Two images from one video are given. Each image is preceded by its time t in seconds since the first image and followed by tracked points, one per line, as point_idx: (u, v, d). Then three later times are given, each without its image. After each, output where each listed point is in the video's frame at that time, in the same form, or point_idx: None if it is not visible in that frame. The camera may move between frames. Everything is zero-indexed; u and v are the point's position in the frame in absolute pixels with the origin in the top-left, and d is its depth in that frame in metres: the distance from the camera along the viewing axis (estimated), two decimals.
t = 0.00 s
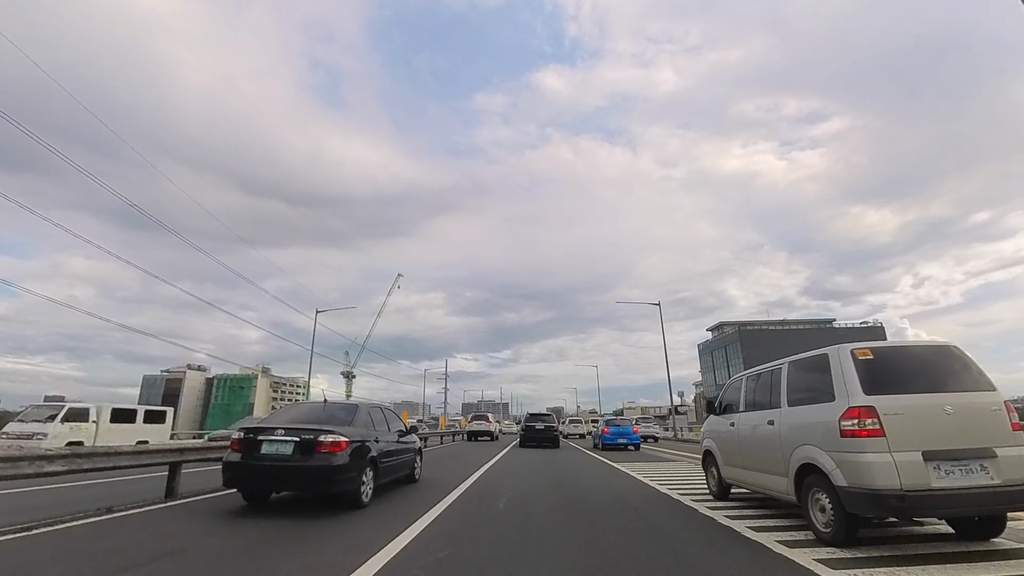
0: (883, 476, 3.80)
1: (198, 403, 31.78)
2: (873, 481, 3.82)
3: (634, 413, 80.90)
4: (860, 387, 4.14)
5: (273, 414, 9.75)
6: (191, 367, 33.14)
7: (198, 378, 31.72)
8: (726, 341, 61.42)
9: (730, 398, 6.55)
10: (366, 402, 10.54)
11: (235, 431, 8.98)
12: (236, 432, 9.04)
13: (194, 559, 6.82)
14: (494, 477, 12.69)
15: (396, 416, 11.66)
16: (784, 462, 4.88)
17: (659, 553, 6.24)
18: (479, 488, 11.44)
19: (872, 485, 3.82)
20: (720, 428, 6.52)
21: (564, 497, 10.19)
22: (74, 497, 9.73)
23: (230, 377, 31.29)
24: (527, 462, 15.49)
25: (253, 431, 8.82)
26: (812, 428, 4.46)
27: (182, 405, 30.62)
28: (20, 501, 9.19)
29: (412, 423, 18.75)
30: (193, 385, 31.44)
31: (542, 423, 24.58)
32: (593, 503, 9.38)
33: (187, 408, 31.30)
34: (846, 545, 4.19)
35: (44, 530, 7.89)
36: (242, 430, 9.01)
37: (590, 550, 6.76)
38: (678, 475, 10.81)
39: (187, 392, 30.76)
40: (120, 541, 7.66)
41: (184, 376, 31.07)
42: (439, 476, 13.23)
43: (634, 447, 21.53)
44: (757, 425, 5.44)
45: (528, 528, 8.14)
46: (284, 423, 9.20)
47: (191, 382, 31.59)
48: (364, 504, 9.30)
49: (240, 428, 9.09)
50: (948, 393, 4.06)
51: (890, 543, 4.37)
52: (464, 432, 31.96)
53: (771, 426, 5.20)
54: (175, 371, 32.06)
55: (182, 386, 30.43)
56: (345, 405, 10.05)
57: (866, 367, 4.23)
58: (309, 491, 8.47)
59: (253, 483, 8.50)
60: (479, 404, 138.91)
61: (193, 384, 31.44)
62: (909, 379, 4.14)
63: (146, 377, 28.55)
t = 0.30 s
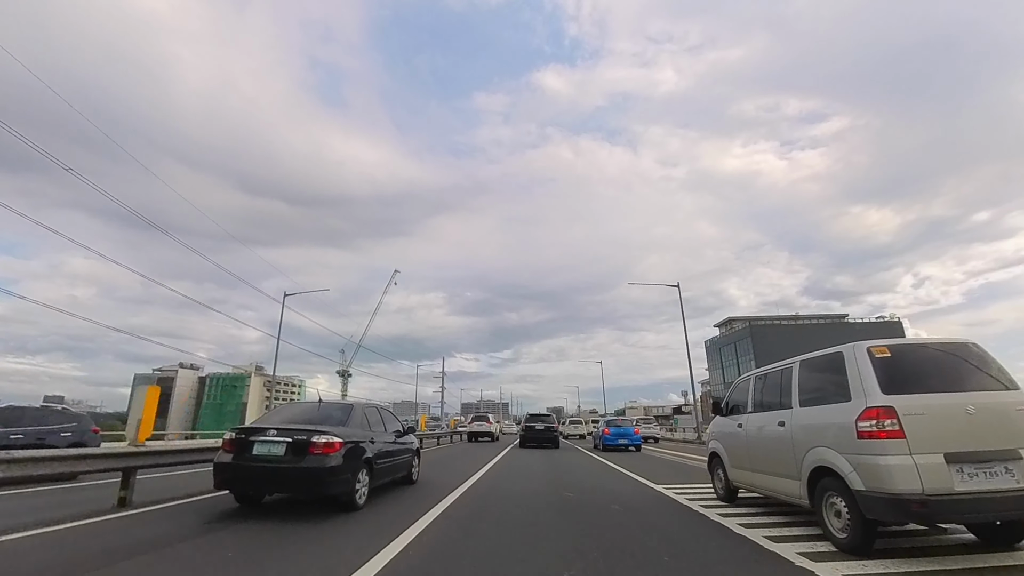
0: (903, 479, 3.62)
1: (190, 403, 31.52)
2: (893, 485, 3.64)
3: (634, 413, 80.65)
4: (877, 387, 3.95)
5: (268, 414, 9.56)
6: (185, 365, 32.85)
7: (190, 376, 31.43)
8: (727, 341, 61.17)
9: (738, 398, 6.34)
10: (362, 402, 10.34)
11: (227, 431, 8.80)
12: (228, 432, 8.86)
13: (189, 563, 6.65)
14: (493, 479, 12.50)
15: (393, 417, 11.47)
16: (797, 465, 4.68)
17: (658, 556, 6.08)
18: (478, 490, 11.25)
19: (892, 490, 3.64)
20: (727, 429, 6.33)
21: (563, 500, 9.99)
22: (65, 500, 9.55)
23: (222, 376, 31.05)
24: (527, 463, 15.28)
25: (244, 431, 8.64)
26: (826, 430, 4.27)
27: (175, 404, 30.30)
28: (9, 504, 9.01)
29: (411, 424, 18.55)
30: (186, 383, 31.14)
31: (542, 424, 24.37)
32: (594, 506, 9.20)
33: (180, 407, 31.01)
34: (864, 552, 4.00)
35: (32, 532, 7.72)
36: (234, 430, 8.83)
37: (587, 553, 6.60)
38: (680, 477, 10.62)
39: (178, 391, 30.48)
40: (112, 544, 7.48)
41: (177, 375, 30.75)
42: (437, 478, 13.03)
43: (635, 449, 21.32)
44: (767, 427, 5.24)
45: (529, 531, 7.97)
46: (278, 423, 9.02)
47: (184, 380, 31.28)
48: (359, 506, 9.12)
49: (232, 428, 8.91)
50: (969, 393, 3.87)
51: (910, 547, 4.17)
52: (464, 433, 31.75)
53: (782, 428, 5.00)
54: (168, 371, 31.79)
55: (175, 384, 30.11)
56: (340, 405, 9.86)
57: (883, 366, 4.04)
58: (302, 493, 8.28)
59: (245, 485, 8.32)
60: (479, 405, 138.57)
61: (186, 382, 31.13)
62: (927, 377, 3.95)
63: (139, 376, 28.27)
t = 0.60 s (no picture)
0: (933, 484, 3.38)
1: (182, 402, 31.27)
2: (922, 490, 3.40)
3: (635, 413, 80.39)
4: (902, 385, 3.70)
5: (261, 415, 9.30)
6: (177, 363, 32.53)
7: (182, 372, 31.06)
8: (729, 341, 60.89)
9: (748, 398, 6.08)
10: (358, 402, 10.08)
11: (218, 431, 8.56)
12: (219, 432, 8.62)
13: (178, 567, 6.40)
14: (492, 481, 12.24)
15: (390, 418, 11.22)
16: (813, 469, 4.43)
17: (663, 558, 5.84)
18: (476, 493, 10.99)
19: (921, 495, 3.40)
20: (736, 431, 6.07)
21: (564, 502, 9.75)
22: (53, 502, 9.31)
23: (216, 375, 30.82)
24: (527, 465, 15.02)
25: (236, 431, 8.40)
26: (846, 431, 4.02)
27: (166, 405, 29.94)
28: None
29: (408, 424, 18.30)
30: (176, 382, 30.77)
31: (542, 424, 24.11)
32: (595, 509, 8.95)
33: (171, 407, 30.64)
34: (889, 561, 3.75)
35: (18, 535, 7.49)
36: (225, 430, 8.59)
37: (589, 556, 6.36)
38: (683, 479, 10.38)
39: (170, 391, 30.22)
40: (100, 547, 7.24)
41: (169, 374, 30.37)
42: (436, 480, 12.78)
43: (637, 449, 21.05)
44: (780, 429, 4.98)
45: (528, 534, 7.72)
46: (271, 423, 8.77)
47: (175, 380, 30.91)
48: (354, 509, 8.87)
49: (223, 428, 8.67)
50: (998, 390, 3.62)
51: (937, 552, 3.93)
52: (463, 433, 31.49)
53: (796, 429, 4.74)
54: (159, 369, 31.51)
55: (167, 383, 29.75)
56: (335, 405, 9.61)
57: (907, 363, 3.79)
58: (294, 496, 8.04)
59: (236, 486, 8.07)
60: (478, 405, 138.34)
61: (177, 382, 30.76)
62: (954, 374, 3.70)
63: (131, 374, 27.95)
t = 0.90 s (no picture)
0: (975, 492, 3.09)
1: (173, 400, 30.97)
2: (962, 498, 3.11)
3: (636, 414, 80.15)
4: (939, 383, 3.41)
5: (254, 415, 9.01)
6: (171, 362, 32.21)
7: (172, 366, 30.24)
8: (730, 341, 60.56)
9: (761, 398, 5.79)
10: (355, 403, 9.78)
11: (209, 433, 8.26)
12: (209, 434, 8.32)
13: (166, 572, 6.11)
14: (492, 483, 11.94)
15: (388, 418, 10.92)
16: (836, 473, 4.13)
17: (671, 562, 5.55)
18: (475, 495, 10.70)
19: (961, 504, 3.11)
20: (748, 432, 5.77)
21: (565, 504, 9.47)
22: (40, 505, 9.03)
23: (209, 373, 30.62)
24: (527, 466, 14.73)
25: (227, 433, 8.10)
26: (875, 433, 3.72)
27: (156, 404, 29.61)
28: None
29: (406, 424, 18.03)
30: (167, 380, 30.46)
31: (542, 425, 23.81)
32: (598, 511, 8.65)
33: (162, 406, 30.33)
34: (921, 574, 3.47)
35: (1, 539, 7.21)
36: (216, 432, 8.29)
37: (593, 560, 6.07)
38: (688, 481, 10.09)
39: (161, 388, 29.95)
40: (83, 551, 6.93)
41: (159, 373, 30.00)
42: (435, 481, 12.50)
43: (639, 451, 20.73)
44: (797, 430, 4.69)
45: (529, 537, 7.43)
46: (264, 424, 8.47)
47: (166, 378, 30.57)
48: (350, 512, 8.57)
49: (214, 430, 8.37)
50: None
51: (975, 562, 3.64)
52: (463, 433, 31.22)
53: (816, 431, 4.45)
54: (151, 366, 31.14)
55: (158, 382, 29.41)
56: (331, 405, 9.31)
57: (944, 359, 3.49)
58: (287, 500, 7.74)
59: (227, 490, 7.77)
60: (479, 405, 138.19)
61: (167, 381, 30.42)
62: (995, 372, 3.40)
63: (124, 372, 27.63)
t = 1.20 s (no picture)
0: None
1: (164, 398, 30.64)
2: (1014, 505, 2.80)
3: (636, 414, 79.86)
4: (986, 378, 3.10)
5: (246, 414, 8.68)
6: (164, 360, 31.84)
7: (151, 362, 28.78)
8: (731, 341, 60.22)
9: (777, 396, 5.46)
10: (352, 401, 9.45)
11: (200, 432, 7.94)
12: (200, 433, 8.00)
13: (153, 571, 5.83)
14: (493, 484, 11.64)
15: (386, 418, 10.60)
16: (864, 477, 3.82)
17: (680, 565, 5.29)
18: (475, 496, 10.40)
19: (1014, 512, 2.80)
20: (762, 431, 5.45)
21: (568, 506, 9.17)
22: (24, 506, 8.73)
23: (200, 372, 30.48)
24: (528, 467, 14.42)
25: (218, 432, 7.78)
26: (912, 433, 3.41)
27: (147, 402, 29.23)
28: None
29: (404, 423, 17.74)
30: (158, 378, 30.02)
31: (542, 425, 23.49)
32: (604, 512, 8.35)
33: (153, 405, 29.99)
34: None
35: None
36: (207, 431, 7.97)
37: (597, 562, 5.81)
38: (695, 483, 9.80)
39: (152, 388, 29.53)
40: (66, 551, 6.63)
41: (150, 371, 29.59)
42: (434, 482, 12.20)
43: (641, 451, 20.42)
44: (819, 430, 4.37)
45: (532, 538, 7.14)
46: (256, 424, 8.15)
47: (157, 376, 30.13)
48: (346, 515, 8.25)
49: (205, 428, 8.06)
50: None
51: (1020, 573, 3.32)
52: (462, 433, 30.93)
53: (840, 430, 4.13)
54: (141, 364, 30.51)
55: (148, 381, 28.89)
56: (327, 404, 8.97)
57: (991, 352, 3.18)
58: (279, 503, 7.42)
59: (217, 492, 7.44)
60: (479, 405, 137.83)
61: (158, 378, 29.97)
62: None
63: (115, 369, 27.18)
